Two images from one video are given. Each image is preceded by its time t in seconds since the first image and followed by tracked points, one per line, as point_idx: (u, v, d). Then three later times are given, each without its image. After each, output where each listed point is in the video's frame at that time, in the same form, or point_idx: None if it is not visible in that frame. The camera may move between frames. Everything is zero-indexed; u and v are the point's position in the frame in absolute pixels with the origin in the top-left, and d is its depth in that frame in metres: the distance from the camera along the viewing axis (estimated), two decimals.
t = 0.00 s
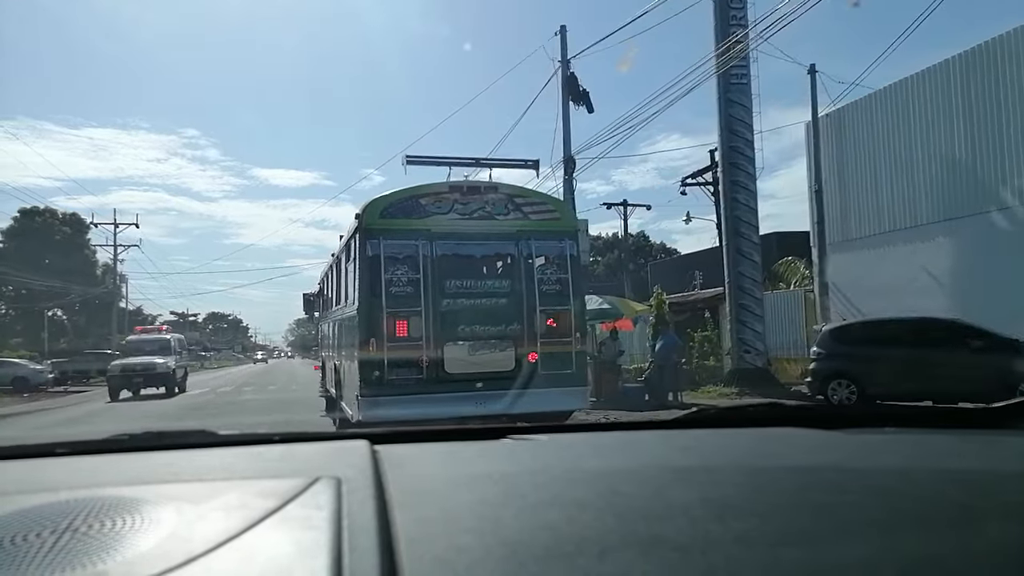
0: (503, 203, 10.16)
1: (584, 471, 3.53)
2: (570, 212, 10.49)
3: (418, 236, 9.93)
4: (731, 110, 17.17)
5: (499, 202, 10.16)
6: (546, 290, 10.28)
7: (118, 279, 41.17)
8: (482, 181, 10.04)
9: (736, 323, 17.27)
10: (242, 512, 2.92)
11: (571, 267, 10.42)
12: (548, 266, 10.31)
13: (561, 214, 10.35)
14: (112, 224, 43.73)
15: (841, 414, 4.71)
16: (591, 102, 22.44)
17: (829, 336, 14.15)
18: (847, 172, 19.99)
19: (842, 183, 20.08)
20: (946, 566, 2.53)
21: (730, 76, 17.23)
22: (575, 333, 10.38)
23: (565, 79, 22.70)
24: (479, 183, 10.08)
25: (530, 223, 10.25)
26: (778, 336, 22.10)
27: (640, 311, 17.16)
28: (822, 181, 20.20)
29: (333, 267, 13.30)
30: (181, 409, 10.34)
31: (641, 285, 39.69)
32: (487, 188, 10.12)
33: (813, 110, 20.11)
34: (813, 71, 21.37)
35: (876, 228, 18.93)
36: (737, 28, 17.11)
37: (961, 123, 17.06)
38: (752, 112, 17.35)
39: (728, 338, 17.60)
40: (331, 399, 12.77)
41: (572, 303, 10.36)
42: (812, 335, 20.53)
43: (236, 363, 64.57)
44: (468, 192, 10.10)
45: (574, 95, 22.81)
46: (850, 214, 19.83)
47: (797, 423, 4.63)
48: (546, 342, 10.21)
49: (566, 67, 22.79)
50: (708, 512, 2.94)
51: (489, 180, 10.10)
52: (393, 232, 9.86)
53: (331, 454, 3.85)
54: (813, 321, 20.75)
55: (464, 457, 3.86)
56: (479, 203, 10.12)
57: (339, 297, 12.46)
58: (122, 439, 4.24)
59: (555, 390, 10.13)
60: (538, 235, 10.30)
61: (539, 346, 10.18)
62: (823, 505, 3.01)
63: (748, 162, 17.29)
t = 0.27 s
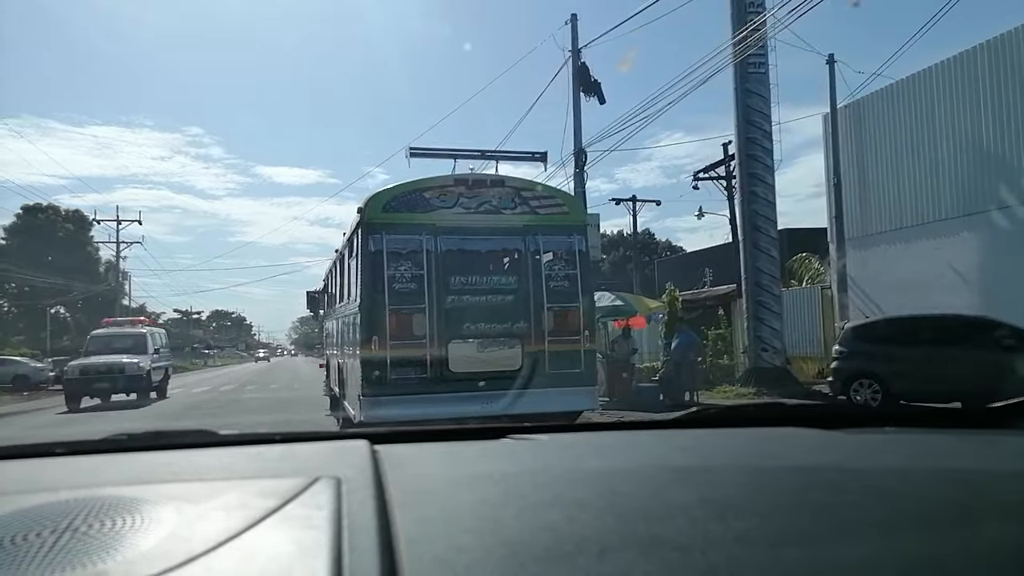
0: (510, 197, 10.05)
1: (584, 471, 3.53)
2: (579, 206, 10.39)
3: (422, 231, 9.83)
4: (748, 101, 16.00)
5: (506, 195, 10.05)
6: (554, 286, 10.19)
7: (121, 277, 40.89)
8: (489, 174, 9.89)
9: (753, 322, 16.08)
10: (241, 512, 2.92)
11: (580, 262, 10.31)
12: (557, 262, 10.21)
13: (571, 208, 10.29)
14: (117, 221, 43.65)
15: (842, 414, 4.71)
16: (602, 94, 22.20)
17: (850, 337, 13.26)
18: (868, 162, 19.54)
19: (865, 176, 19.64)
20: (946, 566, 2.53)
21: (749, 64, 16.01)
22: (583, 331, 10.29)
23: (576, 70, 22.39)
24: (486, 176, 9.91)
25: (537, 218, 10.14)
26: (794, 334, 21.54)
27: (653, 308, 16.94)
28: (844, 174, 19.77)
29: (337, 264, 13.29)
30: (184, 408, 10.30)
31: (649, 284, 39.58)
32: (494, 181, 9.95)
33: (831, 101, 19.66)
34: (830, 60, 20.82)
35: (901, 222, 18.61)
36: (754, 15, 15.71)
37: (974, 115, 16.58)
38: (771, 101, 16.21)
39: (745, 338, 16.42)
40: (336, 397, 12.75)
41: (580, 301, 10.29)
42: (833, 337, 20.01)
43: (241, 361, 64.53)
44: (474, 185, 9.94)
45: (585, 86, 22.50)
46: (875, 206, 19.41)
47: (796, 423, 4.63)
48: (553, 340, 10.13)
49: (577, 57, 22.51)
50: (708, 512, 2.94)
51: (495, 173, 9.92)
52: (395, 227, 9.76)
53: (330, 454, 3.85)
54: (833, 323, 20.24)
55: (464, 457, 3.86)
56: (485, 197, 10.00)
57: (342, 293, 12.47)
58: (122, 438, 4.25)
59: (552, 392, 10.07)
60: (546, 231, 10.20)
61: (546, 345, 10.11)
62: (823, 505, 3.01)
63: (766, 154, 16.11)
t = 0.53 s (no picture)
0: (517, 192, 10.03)
1: (584, 472, 3.54)
2: (590, 202, 10.32)
3: (426, 227, 9.79)
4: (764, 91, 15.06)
5: (513, 190, 10.03)
6: (564, 285, 10.11)
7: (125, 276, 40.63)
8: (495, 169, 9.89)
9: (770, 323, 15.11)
10: (243, 513, 2.93)
11: (590, 260, 10.23)
12: (566, 259, 10.12)
13: (581, 204, 10.20)
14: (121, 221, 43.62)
15: (843, 415, 4.71)
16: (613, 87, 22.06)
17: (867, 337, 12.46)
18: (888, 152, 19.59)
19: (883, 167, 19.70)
20: (945, 566, 2.54)
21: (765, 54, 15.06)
22: (594, 332, 10.21)
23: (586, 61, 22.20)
24: (492, 171, 9.94)
25: (546, 213, 10.09)
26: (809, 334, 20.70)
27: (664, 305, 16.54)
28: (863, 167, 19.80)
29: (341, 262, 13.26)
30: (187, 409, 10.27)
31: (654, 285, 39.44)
32: (500, 176, 9.98)
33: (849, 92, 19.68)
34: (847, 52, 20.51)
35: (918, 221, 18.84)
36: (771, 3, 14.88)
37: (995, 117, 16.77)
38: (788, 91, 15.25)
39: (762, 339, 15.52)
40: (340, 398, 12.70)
41: (591, 299, 10.19)
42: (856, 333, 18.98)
43: (244, 362, 64.49)
44: (480, 180, 9.95)
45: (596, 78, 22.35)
46: (894, 200, 19.45)
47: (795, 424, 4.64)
48: (563, 340, 10.05)
49: (588, 48, 22.36)
50: (707, 512, 2.95)
51: (502, 168, 9.97)
52: (398, 224, 9.71)
53: (331, 455, 3.86)
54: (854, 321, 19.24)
55: (464, 458, 3.87)
56: (491, 192, 9.99)
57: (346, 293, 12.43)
58: (123, 439, 4.26)
59: (553, 397, 9.90)
60: (555, 227, 10.13)
61: (555, 345, 10.02)
62: (821, 505, 3.02)
63: (784, 146, 15.16)
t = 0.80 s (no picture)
0: (526, 186, 9.96)
1: (584, 472, 3.54)
2: (601, 196, 10.28)
3: (431, 223, 9.67)
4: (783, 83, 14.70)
5: (522, 184, 9.96)
6: (574, 283, 10.06)
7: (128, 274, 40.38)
8: (503, 162, 9.81)
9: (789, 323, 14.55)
10: (243, 513, 2.93)
11: (600, 256, 10.20)
12: (576, 255, 10.08)
13: (592, 198, 10.16)
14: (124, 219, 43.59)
15: (842, 415, 4.72)
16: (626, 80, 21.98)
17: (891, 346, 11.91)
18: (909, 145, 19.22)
19: (904, 159, 19.35)
20: (945, 566, 2.53)
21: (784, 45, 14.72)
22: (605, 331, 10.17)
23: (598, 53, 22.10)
24: (500, 165, 9.83)
25: (556, 208, 10.04)
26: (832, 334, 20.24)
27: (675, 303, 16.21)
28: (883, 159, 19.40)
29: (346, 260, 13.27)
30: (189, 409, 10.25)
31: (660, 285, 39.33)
32: (508, 170, 9.86)
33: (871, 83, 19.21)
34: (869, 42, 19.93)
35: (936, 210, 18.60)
36: None
37: None
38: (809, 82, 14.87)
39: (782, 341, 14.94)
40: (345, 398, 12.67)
41: (602, 297, 10.15)
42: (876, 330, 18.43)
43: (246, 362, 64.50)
44: (487, 174, 9.83)
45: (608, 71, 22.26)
46: (914, 195, 19.22)
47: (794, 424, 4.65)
48: (574, 339, 10.00)
49: (600, 40, 22.26)
50: (707, 513, 2.94)
51: (510, 162, 9.85)
52: (403, 220, 9.60)
53: (331, 455, 3.86)
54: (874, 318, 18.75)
55: (464, 458, 3.87)
56: (500, 186, 9.89)
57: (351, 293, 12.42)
58: (123, 440, 4.26)
59: (554, 396, 9.81)
60: (565, 223, 10.09)
61: (566, 344, 9.98)
62: (821, 505, 3.02)
63: (804, 139, 14.70)
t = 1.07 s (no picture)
0: (538, 181, 9.59)
1: (584, 473, 3.54)
2: (615, 193, 9.94)
3: (439, 220, 9.32)
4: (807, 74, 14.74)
5: (533, 179, 9.59)
6: (586, 281, 9.71)
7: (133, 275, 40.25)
8: (514, 156, 9.47)
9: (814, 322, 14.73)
10: (243, 514, 2.94)
11: (614, 254, 9.81)
12: (588, 254, 9.72)
13: (605, 194, 9.82)
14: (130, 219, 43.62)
15: (844, 415, 4.72)
16: (642, 70, 21.37)
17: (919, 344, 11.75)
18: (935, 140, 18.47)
19: (926, 154, 18.69)
20: (945, 566, 2.53)
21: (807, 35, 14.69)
22: (620, 331, 9.86)
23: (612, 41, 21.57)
24: (511, 159, 9.50)
25: (568, 205, 9.68)
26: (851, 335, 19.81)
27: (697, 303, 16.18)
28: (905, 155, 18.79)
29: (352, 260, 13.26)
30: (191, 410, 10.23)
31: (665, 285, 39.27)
32: (519, 164, 9.52)
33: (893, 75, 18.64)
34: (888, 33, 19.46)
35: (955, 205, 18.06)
36: None
37: None
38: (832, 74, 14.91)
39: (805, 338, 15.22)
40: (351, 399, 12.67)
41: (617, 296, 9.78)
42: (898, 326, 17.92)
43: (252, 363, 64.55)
44: (497, 169, 9.50)
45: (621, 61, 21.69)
46: (938, 192, 18.49)
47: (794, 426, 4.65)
48: (586, 340, 9.71)
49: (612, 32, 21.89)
50: (707, 514, 2.94)
51: (521, 156, 9.51)
52: (409, 216, 9.26)
53: (331, 456, 3.87)
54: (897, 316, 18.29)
55: (464, 460, 3.87)
56: (510, 181, 9.54)
57: (358, 292, 12.42)
58: (122, 441, 4.26)
59: (556, 392, 9.52)
60: (577, 220, 9.72)
61: (578, 345, 9.67)
62: (821, 506, 3.01)
63: (828, 131, 14.84)
